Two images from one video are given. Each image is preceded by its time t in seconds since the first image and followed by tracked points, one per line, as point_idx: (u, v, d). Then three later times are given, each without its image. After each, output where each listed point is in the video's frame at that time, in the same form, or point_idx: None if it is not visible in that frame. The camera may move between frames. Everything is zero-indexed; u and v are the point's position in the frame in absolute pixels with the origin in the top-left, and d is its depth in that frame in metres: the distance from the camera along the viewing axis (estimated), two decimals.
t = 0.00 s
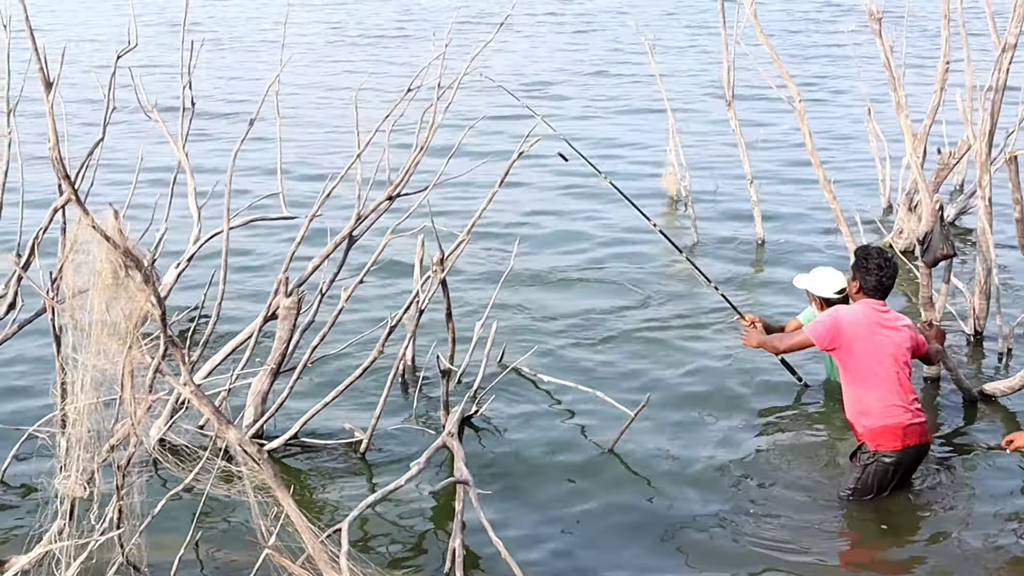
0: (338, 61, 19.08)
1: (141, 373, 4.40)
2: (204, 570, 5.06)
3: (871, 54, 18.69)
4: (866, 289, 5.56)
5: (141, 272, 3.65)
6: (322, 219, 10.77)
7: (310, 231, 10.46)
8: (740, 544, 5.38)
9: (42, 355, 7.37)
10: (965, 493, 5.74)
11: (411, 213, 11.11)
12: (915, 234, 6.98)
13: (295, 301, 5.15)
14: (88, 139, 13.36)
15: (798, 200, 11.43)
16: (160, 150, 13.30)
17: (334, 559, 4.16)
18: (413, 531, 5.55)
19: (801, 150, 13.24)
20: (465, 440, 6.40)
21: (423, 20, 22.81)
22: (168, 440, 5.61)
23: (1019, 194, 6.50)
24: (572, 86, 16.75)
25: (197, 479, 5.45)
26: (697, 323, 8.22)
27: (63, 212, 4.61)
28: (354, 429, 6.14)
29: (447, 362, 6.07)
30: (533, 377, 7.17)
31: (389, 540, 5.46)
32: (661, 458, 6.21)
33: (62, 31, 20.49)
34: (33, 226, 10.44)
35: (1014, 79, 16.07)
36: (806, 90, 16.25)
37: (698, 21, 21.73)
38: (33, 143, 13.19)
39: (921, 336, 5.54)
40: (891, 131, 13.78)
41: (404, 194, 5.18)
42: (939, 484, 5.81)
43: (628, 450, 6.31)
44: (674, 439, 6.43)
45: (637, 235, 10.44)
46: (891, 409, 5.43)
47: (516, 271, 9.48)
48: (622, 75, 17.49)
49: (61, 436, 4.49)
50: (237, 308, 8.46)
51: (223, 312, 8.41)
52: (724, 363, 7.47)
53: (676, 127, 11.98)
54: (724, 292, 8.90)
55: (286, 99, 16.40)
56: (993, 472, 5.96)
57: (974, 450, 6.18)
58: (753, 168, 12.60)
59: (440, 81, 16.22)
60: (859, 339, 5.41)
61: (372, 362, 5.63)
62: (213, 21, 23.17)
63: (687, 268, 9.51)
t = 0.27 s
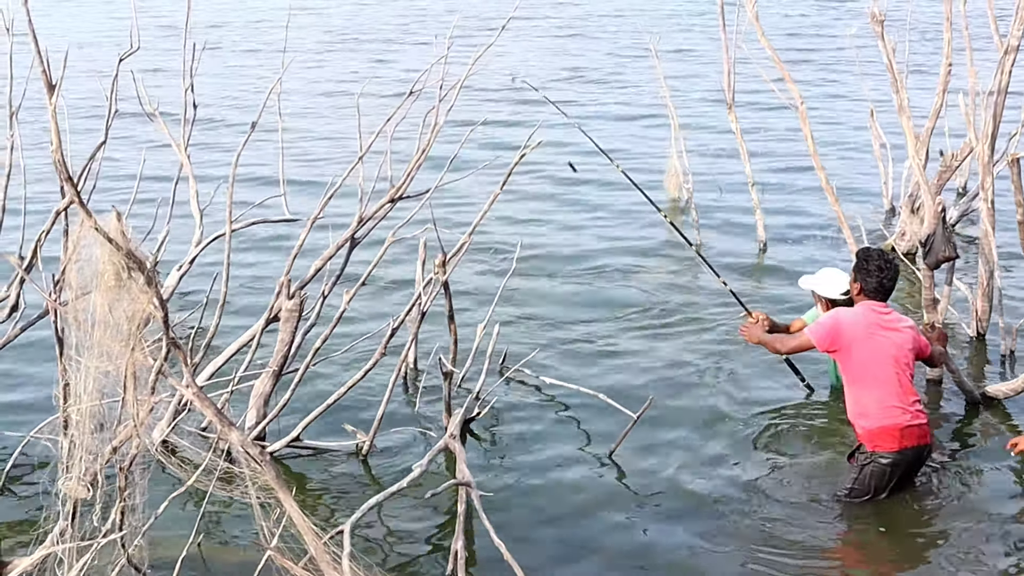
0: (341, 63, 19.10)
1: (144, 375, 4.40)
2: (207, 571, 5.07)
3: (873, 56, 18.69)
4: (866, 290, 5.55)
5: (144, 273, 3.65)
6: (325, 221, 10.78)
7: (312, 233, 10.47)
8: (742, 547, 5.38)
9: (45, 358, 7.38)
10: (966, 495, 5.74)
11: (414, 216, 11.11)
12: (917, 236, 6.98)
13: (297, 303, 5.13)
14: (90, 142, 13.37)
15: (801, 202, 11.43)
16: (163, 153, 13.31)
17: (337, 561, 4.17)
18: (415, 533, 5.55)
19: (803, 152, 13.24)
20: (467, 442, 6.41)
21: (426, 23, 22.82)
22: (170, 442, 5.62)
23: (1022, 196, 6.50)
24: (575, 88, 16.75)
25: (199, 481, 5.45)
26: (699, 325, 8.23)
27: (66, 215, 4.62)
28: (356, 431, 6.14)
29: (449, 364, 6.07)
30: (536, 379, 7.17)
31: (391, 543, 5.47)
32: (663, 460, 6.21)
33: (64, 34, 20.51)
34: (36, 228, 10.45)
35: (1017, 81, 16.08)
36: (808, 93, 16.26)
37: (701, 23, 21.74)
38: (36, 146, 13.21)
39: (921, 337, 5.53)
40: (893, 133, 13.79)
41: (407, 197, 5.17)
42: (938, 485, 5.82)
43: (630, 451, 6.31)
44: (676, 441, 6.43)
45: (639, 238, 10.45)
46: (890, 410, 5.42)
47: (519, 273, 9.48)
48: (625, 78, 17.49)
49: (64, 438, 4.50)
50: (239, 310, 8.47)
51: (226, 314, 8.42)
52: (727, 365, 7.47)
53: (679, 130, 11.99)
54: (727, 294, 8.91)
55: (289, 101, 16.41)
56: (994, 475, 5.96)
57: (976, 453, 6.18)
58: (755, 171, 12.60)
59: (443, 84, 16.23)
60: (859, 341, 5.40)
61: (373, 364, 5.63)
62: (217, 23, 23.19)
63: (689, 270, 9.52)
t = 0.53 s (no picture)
0: (344, 63, 19.09)
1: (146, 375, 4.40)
2: (210, 570, 5.06)
3: (877, 55, 18.69)
4: (871, 290, 5.54)
5: (146, 273, 3.65)
6: (327, 220, 10.78)
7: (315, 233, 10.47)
8: (744, 546, 5.37)
9: (48, 357, 7.38)
10: (968, 495, 5.73)
11: (416, 215, 11.11)
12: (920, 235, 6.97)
13: (300, 303, 5.14)
14: (93, 141, 13.38)
15: (803, 201, 11.43)
16: (166, 152, 13.31)
17: (339, 560, 4.16)
18: (418, 532, 5.55)
19: (806, 151, 13.24)
20: (469, 441, 6.40)
21: (428, 22, 22.83)
22: (173, 442, 5.61)
23: None
24: (578, 88, 16.75)
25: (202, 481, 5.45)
26: (702, 324, 8.22)
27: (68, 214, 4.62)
28: (358, 431, 6.14)
29: (451, 363, 6.07)
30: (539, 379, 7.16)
31: (393, 542, 5.47)
32: (665, 460, 6.21)
33: (66, 33, 20.52)
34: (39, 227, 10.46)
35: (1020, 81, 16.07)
36: (811, 92, 16.25)
37: (704, 23, 21.73)
38: (39, 145, 13.21)
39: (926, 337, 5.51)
40: (896, 133, 13.78)
41: (409, 196, 5.17)
42: (941, 484, 5.81)
43: (633, 451, 6.31)
44: (678, 440, 6.43)
45: (642, 237, 10.45)
46: (890, 410, 5.41)
47: (521, 272, 9.48)
48: (627, 77, 17.49)
49: (66, 437, 4.49)
50: (242, 309, 8.47)
51: (229, 313, 8.42)
52: (730, 364, 7.46)
53: (681, 129, 11.98)
54: (729, 294, 8.90)
55: (292, 101, 16.41)
56: (997, 474, 5.95)
57: (979, 453, 6.18)
58: (758, 170, 12.60)
59: (445, 83, 16.22)
60: (861, 340, 5.40)
61: (376, 363, 5.62)
62: (220, 23, 23.19)
63: (692, 269, 9.51)
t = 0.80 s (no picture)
0: (346, 63, 19.12)
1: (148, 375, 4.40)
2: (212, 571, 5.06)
3: (879, 56, 18.70)
4: (876, 290, 5.55)
5: (150, 274, 3.65)
6: (329, 221, 10.79)
7: (317, 233, 10.48)
8: (746, 547, 5.37)
9: (51, 357, 7.39)
10: (969, 496, 5.73)
11: (418, 216, 11.11)
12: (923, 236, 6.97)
13: (303, 303, 5.16)
14: (96, 142, 13.39)
15: (805, 202, 11.42)
16: (168, 153, 13.33)
17: (341, 561, 4.16)
18: (420, 533, 5.55)
19: (808, 152, 13.24)
20: (471, 442, 6.41)
21: (429, 22, 22.83)
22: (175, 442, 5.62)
23: None
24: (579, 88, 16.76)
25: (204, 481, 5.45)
26: (704, 325, 8.23)
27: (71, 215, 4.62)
28: (360, 431, 6.14)
29: (453, 363, 6.07)
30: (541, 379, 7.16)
31: (395, 542, 5.47)
32: (667, 460, 6.21)
33: (70, 34, 20.55)
34: (41, 228, 10.47)
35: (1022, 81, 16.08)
36: (813, 92, 16.25)
37: (706, 23, 21.75)
38: (42, 145, 13.23)
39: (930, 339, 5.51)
40: (898, 133, 13.79)
41: (411, 196, 5.18)
42: (942, 485, 5.81)
43: (634, 451, 6.31)
44: (680, 440, 6.43)
45: (644, 237, 10.45)
46: (892, 410, 5.41)
47: (523, 273, 9.49)
48: (629, 78, 17.49)
49: (69, 438, 4.50)
50: (245, 309, 8.48)
51: (231, 313, 8.43)
52: (732, 365, 7.46)
53: (683, 130, 11.99)
54: (731, 294, 8.91)
55: (294, 101, 16.43)
56: (999, 475, 5.95)
57: (980, 454, 6.17)
58: (760, 171, 12.60)
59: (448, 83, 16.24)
60: (864, 340, 5.41)
61: (379, 364, 5.63)
62: (222, 23, 23.22)
63: (694, 270, 9.52)
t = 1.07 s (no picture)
0: (347, 63, 19.11)
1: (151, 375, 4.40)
2: (214, 569, 5.07)
3: (880, 56, 18.70)
4: (879, 291, 5.54)
5: (151, 273, 3.65)
6: (331, 221, 10.80)
7: (318, 233, 10.48)
8: (746, 548, 5.38)
9: (52, 357, 7.39)
10: (972, 497, 5.73)
11: (419, 216, 11.12)
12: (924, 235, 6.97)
13: (304, 303, 5.16)
14: (97, 141, 13.39)
15: (807, 202, 11.41)
16: (169, 152, 13.33)
17: (343, 559, 4.17)
18: (420, 532, 5.55)
19: (809, 152, 13.24)
20: (473, 442, 6.41)
21: (431, 23, 22.79)
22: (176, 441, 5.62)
23: None
24: (580, 89, 16.76)
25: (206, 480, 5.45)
26: (704, 325, 8.23)
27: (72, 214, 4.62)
28: (361, 431, 6.15)
29: (455, 362, 6.07)
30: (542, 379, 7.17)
31: (395, 541, 5.47)
32: (669, 460, 6.22)
33: (70, 35, 20.56)
34: (42, 228, 10.47)
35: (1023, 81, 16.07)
36: (813, 93, 16.26)
37: (707, 23, 21.74)
38: (43, 146, 13.23)
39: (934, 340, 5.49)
40: (899, 133, 13.78)
41: (412, 196, 5.17)
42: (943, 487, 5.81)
43: (635, 451, 6.32)
44: (682, 440, 6.43)
45: (645, 238, 10.45)
46: (893, 411, 5.41)
47: (525, 273, 9.49)
48: (631, 78, 17.48)
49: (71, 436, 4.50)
50: (246, 309, 8.47)
51: (232, 312, 8.43)
52: (733, 365, 7.47)
53: (684, 130, 11.99)
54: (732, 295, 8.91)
55: (295, 101, 16.43)
56: (999, 475, 5.95)
57: (982, 454, 6.17)
58: (761, 171, 12.60)
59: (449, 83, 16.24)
60: (866, 341, 5.40)
61: (380, 364, 5.63)
62: (223, 23, 23.22)
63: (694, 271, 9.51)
